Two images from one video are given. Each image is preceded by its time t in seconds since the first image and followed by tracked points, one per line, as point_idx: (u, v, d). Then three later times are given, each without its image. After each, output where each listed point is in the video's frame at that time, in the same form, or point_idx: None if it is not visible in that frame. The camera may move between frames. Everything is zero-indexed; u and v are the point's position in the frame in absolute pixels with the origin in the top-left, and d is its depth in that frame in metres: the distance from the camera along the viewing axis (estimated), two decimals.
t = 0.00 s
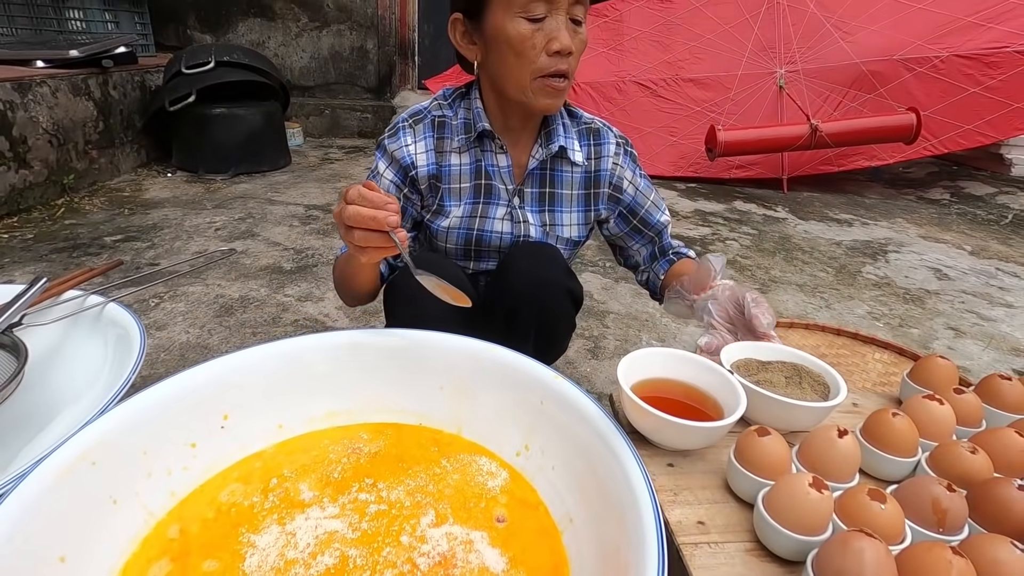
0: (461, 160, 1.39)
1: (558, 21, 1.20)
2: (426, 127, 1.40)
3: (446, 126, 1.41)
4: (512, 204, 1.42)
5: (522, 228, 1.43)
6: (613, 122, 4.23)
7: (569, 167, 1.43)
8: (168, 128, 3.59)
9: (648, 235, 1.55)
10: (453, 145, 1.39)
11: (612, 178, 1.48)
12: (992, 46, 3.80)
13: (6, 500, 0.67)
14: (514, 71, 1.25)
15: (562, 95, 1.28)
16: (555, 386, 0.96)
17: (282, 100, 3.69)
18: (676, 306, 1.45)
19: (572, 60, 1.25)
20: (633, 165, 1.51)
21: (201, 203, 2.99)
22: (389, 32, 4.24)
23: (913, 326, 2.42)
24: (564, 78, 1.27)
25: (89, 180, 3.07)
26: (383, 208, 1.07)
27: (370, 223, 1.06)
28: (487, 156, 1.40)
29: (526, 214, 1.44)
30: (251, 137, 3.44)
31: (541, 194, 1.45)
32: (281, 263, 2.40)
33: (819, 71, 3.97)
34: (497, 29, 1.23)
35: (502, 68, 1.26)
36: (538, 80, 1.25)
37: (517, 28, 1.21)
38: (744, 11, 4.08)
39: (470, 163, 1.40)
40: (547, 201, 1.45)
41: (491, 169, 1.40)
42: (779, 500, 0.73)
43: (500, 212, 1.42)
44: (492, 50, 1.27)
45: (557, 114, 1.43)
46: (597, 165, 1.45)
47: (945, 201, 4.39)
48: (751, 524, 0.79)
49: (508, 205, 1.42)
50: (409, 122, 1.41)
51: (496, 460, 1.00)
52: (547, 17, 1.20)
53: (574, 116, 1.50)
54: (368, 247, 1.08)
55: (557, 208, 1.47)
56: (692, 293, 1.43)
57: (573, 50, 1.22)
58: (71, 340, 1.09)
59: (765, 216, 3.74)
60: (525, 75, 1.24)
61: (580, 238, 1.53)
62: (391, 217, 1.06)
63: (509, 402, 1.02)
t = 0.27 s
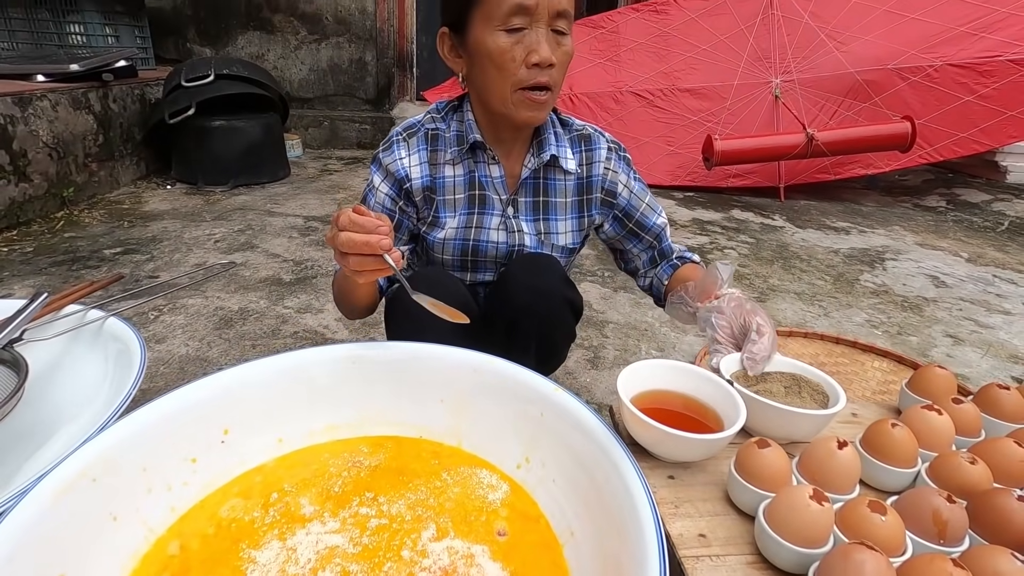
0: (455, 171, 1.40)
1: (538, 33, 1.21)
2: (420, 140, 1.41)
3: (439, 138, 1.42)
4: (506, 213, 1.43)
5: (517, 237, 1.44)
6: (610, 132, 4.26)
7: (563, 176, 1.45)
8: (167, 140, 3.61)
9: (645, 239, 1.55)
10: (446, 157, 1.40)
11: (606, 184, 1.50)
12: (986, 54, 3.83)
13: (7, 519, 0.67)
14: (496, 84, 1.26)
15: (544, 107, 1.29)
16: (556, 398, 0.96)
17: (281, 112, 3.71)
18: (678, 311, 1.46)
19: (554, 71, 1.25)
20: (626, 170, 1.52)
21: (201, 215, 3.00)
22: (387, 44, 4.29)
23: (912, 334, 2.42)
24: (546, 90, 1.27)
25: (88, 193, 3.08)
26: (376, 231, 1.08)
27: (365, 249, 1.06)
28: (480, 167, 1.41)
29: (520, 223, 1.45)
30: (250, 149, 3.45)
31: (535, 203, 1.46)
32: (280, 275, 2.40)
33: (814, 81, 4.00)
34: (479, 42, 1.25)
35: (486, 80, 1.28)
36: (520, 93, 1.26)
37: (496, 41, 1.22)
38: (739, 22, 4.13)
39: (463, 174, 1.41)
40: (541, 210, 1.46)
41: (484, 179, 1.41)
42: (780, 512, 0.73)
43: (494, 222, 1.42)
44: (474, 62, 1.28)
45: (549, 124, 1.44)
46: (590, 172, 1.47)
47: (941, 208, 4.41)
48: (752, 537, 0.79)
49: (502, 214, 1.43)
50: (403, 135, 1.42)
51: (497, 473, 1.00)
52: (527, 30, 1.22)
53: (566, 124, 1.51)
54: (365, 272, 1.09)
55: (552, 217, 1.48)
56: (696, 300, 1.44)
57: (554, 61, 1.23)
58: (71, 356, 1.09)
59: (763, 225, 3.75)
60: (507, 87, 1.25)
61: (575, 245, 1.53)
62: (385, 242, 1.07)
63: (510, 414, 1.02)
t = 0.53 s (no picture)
0: (447, 177, 1.41)
1: (508, 45, 1.21)
2: (413, 145, 1.44)
3: (432, 144, 1.44)
4: (497, 220, 1.43)
5: (508, 244, 1.43)
6: (609, 141, 4.29)
7: (555, 184, 1.46)
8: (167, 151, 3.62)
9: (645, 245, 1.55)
10: (438, 163, 1.42)
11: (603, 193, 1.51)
12: (981, 62, 3.85)
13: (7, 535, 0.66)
14: (471, 96, 1.26)
15: (519, 118, 1.27)
16: (557, 410, 0.96)
17: (281, 122, 3.72)
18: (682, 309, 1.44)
19: (527, 82, 1.23)
20: (625, 180, 1.52)
21: (201, 226, 3.00)
22: (386, 55, 4.34)
23: (912, 342, 2.42)
24: (520, 101, 1.26)
25: (89, 204, 3.08)
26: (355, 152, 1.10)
27: (344, 169, 1.08)
28: (471, 173, 1.42)
29: (512, 230, 1.44)
30: (251, 159, 3.47)
31: (527, 210, 1.46)
32: (280, 285, 2.40)
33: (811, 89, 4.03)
34: (455, 57, 1.26)
35: (462, 92, 1.29)
36: (492, 104, 1.25)
37: (467, 55, 1.23)
38: (736, 31, 4.16)
39: (455, 180, 1.42)
40: (533, 218, 1.46)
41: (476, 185, 1.42)
42: (784, 525, 0.73)
43: (486, 228, 1.42)
44: (453, 76, 1.30)
45: (540, 132, 1.45)
46: (585, 180, 1.48)
47: (940, 215, 4.43)
48: (756, 550, 0.78)
49: (493, 220, 1.43)
50: (398, 142, 1.45)
51: (498, 485, 1.00)
52: (498, 43, 1.21)
53: (560, 132, 1.52)
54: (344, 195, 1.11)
55: (544, 224, 1.47)
56: (699, 297, 1.41)
57: (524, 73, 1.21)
58: (71, 368, 1.09)
59: (762, 233, 3.76)
60: (478, 99, 1.25)
61: (569, 253, 1.53)
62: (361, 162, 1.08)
63: (511, 426, 1.02)
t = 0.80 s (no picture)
0: (441, 183, 1.41)
1: (495, 49, 1.18)
2: (406, 152, 1.42)
3: (425, 150, 1.43)
4: (493, 224, 1.42)
5: (505, 249, 1.42)
6: (610, 148, 4.31)
7: (552, 187, 1.45)
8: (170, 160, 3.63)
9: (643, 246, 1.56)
10: (431, 169, 1.41)
11: (600, 198, 1.52)
12: (981, 69, 3.86)
13: (12, 547, 0.66)
14: (460, 100, 1.25)
15: (508, 121, 1.25)
16: (563, 419, 0.95)
17: (283, 131, 3.73)
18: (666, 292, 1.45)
19: (515, 85, 1.21)
20: (622, 183, 1.53)
21: (203, 234, 3.00)
22: (388, 64, 4.36)
23: (916, 348, 2.42)
24: (509, 104, 1.23)
25: (91, 213, 3.09)
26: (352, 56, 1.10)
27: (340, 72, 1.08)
28: (466, 178, 1.41)
29: (509, 235, 1.43)
30: (252, 168, 3.47)
31: (523, 214, 1.45)
32: (282, 293, 2.40)
33: (812, 96, 4.04)
34: (444, 61, 1.24)
35: (452, 97, 1.27)
36: (481, 107, 1.24)
37: (455, 59, 1.21)
38: (735, 39, 4.18)
39: (450, 186, 1.41)
40: (530, 221, 1.45)
41: (471, 191, 1.41)
42: (796, 538, 0.72)
43: (483, 233, 1.41)
44: (443, 80, 1.28)
45: (533, 135, 1.44)
46: (582, 183, 1.48)
47: (941, 221, 4.43)
48: (767, 562, 0.77)
49: (489, 224, 1.42)
50: (390, 149, 1.43)
51: (504, 495, 0.99)
52: (485, 47, 1.19)
53: (554, 136, 1.53)
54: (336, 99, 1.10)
55: (542, 228, 1.46)
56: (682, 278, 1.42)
57: (512, 76, 1.19)
58: (75, 378, 1.08)
59: (763, 240, 3.76)
60: (467, 103, 1.24)
61: (568, 255, 1.51)
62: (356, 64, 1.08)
63: (517, 435, 1.01)
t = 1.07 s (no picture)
0: (428, 191, 1.40)
1: (471, 50, 1.17)
2: (392, 164, 1.43)
3: (411, 160, 1.43)
4: (483, 228, 1.41)
5: (496, 252, 1.41)
6: (613, 153, 4.31)
7: (541, 187, 1.43)
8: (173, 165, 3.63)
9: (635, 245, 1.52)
10: (418, 177, 1.41)
11: (591, 197, 1.48)
12: (983, 74, 3.87)
13: (22, 552, 0.65)
14: (440, 104, 1.24)
15: (488, 121, 1.24)
16: (573, 423, 0.94)
17: (286, 136, 3.74)
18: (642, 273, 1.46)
19: (493, 86, 1.20)
20: (614, 182, 1.50)
21: (207, 239, 3.00)
22: (391, 69, 4.37)
23: (922, 353, 2.41)
24: (489, 105, 1.22)
25: (96, 218, 3.09)
26: None
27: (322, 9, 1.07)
28: (453, 184, 1.40)
29: (499, 237, 1.42)
30: (256, 173, 3.47)
31: (513, 216, 1.43)
32: (286, 298, 2.39)
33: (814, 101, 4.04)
34: (422, 66, 1.23)
35: (432, 101, 1.27)
36: (461, 110, 1.23)
37: (432, 62, 1.20)
38: (737, 44, 4.19)
39: (437, 194, 1.41)
40: (520, 223, 1.43)
41: (459, 197, 1.41)
42: (813, 543, 0.71)
43: (472, 237, 1.40)
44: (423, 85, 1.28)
45: (520, 137, 1.44)
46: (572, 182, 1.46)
47: (944, 226, 4.42)
48: (783, 567, 0.76)
49: (479, 228, 1.41)
50: (376, 162, 1.44)
51: (514, 500, 0.98)
52: (460, 50, 1.18)
53: (542, 137, 1.51)
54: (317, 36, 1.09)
55: (532, 229, 1.44)
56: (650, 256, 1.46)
57: (489, 76, 1.18)
58: (82, 383, 1.08)
59: (767, 244, 3.75)
60: (447, 105, 1.23)
61: (561, 255, 1.49)
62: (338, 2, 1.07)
63: (526, 439, 1.00)
